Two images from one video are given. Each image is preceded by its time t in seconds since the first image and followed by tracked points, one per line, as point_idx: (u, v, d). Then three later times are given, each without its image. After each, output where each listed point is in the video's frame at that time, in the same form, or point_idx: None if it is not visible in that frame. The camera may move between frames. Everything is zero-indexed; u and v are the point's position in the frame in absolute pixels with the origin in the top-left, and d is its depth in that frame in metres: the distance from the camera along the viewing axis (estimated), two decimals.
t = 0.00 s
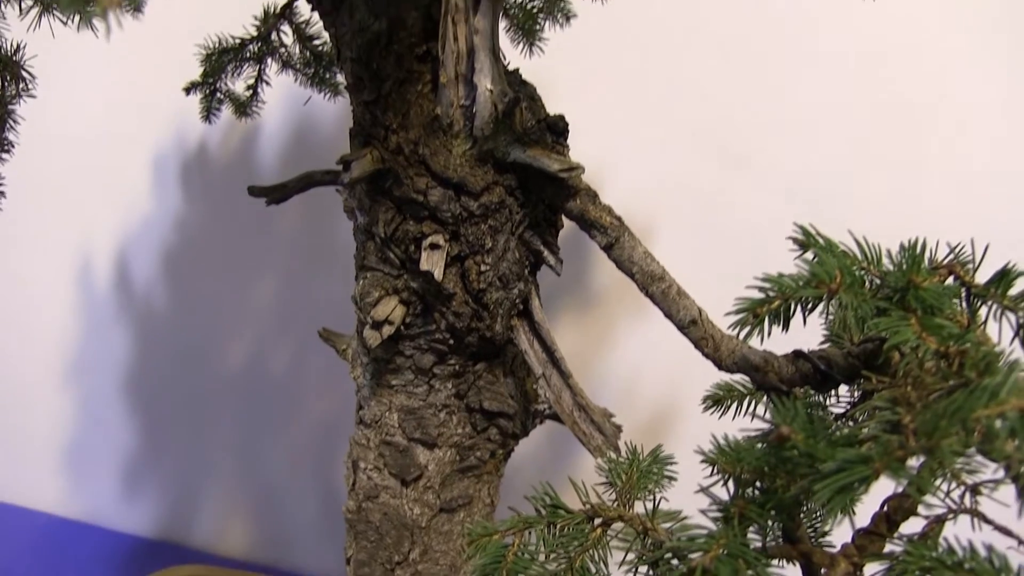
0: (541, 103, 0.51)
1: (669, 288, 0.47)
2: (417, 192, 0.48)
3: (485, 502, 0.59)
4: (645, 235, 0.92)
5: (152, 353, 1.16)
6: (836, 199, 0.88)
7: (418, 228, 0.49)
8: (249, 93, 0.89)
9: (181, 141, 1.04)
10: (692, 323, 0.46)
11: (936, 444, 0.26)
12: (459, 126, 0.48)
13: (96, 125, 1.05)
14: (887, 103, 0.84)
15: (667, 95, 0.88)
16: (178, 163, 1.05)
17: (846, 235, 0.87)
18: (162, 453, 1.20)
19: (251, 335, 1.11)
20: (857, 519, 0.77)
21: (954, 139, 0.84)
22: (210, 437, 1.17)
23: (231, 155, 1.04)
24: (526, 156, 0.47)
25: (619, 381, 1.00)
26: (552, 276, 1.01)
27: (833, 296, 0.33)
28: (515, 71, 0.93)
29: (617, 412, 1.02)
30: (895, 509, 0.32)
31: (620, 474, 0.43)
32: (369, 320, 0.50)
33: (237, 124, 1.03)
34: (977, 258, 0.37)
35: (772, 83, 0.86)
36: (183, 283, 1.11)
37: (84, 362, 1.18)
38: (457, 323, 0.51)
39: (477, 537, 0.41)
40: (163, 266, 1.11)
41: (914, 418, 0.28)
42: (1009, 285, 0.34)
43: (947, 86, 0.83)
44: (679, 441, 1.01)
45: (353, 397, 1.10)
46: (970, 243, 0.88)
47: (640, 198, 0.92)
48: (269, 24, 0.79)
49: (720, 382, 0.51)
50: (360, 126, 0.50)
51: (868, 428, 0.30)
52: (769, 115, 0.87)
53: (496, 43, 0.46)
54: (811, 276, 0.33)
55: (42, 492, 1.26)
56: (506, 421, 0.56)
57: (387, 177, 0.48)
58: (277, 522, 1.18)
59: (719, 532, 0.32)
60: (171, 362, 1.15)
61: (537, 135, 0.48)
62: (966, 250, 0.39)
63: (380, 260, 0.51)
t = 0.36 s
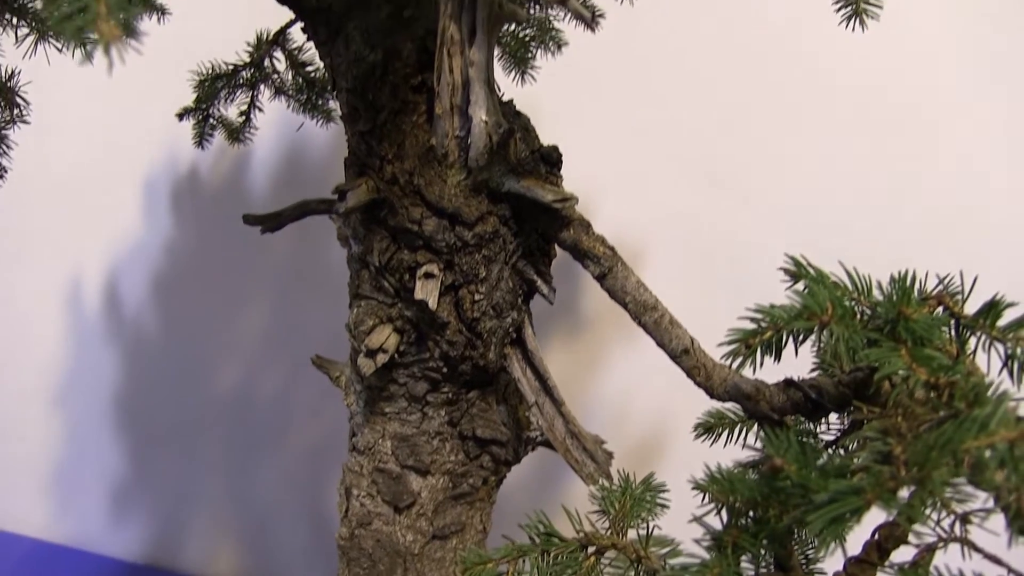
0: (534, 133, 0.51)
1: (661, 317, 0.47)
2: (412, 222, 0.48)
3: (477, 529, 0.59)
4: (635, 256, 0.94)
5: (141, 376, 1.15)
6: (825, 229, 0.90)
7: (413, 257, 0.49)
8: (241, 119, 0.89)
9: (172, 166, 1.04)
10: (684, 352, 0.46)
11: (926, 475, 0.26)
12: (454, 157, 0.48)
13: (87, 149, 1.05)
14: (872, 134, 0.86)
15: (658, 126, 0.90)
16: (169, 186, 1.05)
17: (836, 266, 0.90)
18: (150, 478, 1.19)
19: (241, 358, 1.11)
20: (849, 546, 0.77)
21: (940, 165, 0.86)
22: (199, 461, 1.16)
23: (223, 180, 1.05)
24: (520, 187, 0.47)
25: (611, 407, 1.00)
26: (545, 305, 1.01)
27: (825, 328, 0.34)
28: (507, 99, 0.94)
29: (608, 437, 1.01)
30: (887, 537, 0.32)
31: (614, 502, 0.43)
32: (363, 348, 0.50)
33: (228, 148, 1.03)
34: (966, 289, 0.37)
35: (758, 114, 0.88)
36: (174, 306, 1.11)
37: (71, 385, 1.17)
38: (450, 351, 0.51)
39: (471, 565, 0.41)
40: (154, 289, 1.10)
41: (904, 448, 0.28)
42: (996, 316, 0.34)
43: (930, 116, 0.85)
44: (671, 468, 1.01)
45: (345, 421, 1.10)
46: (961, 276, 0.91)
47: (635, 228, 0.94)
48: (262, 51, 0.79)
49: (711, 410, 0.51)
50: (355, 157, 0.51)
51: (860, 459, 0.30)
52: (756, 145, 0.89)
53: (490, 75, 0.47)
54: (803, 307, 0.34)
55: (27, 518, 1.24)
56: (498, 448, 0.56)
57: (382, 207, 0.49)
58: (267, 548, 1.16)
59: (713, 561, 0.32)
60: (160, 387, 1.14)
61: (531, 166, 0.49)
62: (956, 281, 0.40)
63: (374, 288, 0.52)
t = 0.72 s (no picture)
0: (526, 167, 0.52)
1: (653, 350, 0.48)
2: (405, 255, 0.49)
3: (468, 560, 0.59)
4: (622, 289, 0.97)
5: (126, 401, 1.14)
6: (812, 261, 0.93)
7: (405, 290, 0.50)
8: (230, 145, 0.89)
9: (161, 193, 1.04)
10: (676, 385, 0.47)
11: (920, 512, 0.27)
12: (447, 191, 0.49)
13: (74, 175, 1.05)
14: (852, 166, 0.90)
15: (646, 156, 0.94)
16: (155, 211, 1.05)
17: (827, 300, 0.92)
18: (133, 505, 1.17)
19: (229, 384, 1.10)
20: None
21: (917, 197, 0.89)
22: (185, 487, 1.14)
23: (211, 206, 1.05)
24: (513, 221, 0.48)
25: (601, 435, 1.00)
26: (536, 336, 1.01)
27: (816, 363, 0.34)
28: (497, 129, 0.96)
29: (598, 465, 1.01)
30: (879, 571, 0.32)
31: (607, 533, 0.43)
32: (355, 380, 0.50)
33: (216, 174, 1.04)
34: (955, 323, 0.38)
35: (743, 147, 0.91)
36: (161, 331, 1.10)
37: (54, 411, 1.14)
38: (442, 383, 0.51)
39: None
40: (140, 314, 1.09)
41: (897, 485, 0.29)
42: (985, 350, 0.35)
43: (907, 147, 0.88)
44: (661, 498, 1.01)
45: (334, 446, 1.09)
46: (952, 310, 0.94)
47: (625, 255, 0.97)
48: (252, 79, 0.80)
49: (701, 440, 0.51)
50: (349, 191, 0.52)
51: (854, 493, 0.30)
52: (740, 175, 0.92)
53: (484, 110, 0.47)
54: (796, 344, 0.34)
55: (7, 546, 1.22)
56: (489, 479, 0.56)
57: (375, 240, 0.49)
58: None
59: None
60: (145, 414, 1.13)
61: (524, 200, 0.50)
62: (945, 316, 0.40)
63: (366, 321, 0.52)
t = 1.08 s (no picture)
0: (508, 192, 0.52)
1: (637, 375, 0.47)
2: (386, 280, 0.48)
3: None
4: (605, 313, 0.97)
5: (105, 432, 1.10)
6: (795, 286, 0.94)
7: (387, 316, 0.49)
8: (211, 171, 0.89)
9: (140, 219, 1.03)
10: (661, 410, 0.46)
11: (910, 536, 0.26)
12: (429, 216, 0.49)
13: (48, 202, 1.02)
14: (829, 190, 0.91)
15: (627, 182, 0.95)
16: (137, 238, 1.04)
17: (812, 323, 0.93)
18: (110, 542, 1.12)
19: (212, 411, 1.09)
20: None
21: (895, 221, 0.91)
22: (165, 520, 1.11)
23: (191, 231, 1.04)
24: (495, 246, 0.48)
25: (586, 461, 0.99)
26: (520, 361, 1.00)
27: (803, 387, 0.34)
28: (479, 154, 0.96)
29: (582, 491, 1.00)
30: None
31: (592, 562, 0.42)
32: (336, 407, 0.49)
33: (197, 202, 1.04)
34: (941, 346, 0.37)
35: (723, 172, 0.92)
36: (142, 359, 1.08)
37: (27, 447, 1.08)
38: (425, 410, 0.50)
39: None
40: (120, 342, 1.07)
41: (887, 510, 0.28)
42: (972, 372, 0.35)
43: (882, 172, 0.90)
44: (646, 523, 1.00)
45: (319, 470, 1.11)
46: (936, 333, 0.95)
47: (609, 279, 0.96)
48: (232, 104, 0.79)
49: (687, 466, 0.51)
50: (330, 216, 0.52)
51: (843, 518, 0.30)
52: (721, 200, 0.93)
53: (466, 134, 0.47)
54: (782, 367, 0.34)
55: None
56: (472, 506, 0.55)
57: (355, 265, 0.49)
58: None
59: None
60: (120, 445, 1.10)
61: (505, 225, 0.50)
62: (930, 338, 0.40)
63: (347, 347, 0.51)
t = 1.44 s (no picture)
0: (492, 217, 0.52)
1: (621, 403, 0.47)
2: (368, 306, 0.48)
3: None
4: (592, 337, 0.97)
5: (86, 459, 1.07)
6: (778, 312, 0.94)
7: (369, 342, 0.49)
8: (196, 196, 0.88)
9: (124, 244, 1.02)
10: (645, 437, 0.46)
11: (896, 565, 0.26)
12: (412, 241, 0.49)
13: (29, 226, 1.02)
14: (812, 216, 0.92)
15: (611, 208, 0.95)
16: (121, 262, 1.02)
17: (798, 349, 0.93)
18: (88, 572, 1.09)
19: (195, 438, 1.07)
20: None
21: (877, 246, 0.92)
22: (145, 549, 1.08)
23: (175, 257, 1.03)
24: (478, 272, 0.48)
25: (571, 487, 0.98)
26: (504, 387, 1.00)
27: (787, 414, 0.34)
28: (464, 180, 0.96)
29: (567, 518, 0.99)
30: None
31: None
32: (317, 434, 0.48)
33: (182, 226, 1.03)
34: (927, 372, 0.37)
35: (706, 198, 0.93)
36: (125, 384, 1.06)
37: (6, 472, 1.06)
38: (407, 438, 0.50)
39: None
40: (103, 366, 1.05)
41: (872, 537, 0.28)
42: (958, 399, 0.34)
43: (863, 199, 0.91)
44: (632, 551, 0.99)
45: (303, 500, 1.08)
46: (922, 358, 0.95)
47: (595, 303, 0.96)
48: (217, 129, 0.79)
49: (672, 493, 0.50)
50: (313, 241, 0.51)
51: (829, 546, 0.29)
52: (704, 226, 0.94)
53: (449, 159, 0.47)
54: (766, 395, 0.34)
55: None
56: (456, 535, 0.54)
57: (338, 291, 0.49)
58: None
59: None
60: (100, 474, 1.08)
61: (489, 251, 0.49)
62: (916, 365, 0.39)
63: (329, 373, 0.50)
